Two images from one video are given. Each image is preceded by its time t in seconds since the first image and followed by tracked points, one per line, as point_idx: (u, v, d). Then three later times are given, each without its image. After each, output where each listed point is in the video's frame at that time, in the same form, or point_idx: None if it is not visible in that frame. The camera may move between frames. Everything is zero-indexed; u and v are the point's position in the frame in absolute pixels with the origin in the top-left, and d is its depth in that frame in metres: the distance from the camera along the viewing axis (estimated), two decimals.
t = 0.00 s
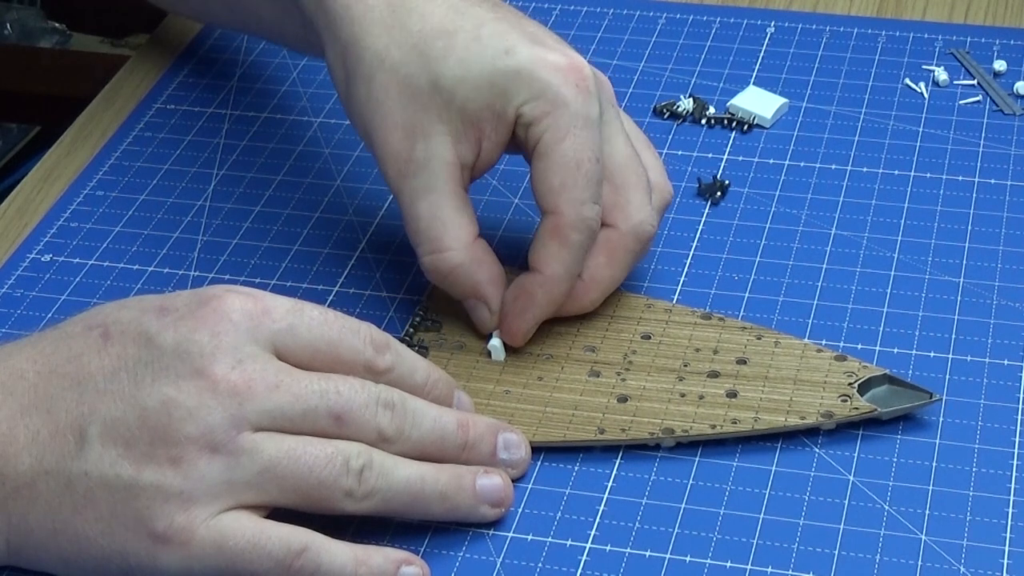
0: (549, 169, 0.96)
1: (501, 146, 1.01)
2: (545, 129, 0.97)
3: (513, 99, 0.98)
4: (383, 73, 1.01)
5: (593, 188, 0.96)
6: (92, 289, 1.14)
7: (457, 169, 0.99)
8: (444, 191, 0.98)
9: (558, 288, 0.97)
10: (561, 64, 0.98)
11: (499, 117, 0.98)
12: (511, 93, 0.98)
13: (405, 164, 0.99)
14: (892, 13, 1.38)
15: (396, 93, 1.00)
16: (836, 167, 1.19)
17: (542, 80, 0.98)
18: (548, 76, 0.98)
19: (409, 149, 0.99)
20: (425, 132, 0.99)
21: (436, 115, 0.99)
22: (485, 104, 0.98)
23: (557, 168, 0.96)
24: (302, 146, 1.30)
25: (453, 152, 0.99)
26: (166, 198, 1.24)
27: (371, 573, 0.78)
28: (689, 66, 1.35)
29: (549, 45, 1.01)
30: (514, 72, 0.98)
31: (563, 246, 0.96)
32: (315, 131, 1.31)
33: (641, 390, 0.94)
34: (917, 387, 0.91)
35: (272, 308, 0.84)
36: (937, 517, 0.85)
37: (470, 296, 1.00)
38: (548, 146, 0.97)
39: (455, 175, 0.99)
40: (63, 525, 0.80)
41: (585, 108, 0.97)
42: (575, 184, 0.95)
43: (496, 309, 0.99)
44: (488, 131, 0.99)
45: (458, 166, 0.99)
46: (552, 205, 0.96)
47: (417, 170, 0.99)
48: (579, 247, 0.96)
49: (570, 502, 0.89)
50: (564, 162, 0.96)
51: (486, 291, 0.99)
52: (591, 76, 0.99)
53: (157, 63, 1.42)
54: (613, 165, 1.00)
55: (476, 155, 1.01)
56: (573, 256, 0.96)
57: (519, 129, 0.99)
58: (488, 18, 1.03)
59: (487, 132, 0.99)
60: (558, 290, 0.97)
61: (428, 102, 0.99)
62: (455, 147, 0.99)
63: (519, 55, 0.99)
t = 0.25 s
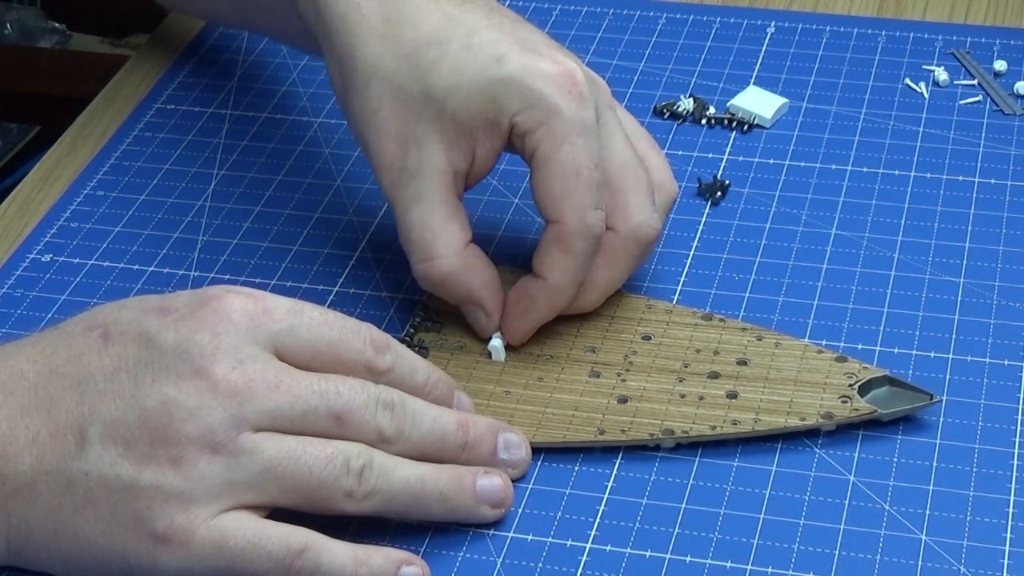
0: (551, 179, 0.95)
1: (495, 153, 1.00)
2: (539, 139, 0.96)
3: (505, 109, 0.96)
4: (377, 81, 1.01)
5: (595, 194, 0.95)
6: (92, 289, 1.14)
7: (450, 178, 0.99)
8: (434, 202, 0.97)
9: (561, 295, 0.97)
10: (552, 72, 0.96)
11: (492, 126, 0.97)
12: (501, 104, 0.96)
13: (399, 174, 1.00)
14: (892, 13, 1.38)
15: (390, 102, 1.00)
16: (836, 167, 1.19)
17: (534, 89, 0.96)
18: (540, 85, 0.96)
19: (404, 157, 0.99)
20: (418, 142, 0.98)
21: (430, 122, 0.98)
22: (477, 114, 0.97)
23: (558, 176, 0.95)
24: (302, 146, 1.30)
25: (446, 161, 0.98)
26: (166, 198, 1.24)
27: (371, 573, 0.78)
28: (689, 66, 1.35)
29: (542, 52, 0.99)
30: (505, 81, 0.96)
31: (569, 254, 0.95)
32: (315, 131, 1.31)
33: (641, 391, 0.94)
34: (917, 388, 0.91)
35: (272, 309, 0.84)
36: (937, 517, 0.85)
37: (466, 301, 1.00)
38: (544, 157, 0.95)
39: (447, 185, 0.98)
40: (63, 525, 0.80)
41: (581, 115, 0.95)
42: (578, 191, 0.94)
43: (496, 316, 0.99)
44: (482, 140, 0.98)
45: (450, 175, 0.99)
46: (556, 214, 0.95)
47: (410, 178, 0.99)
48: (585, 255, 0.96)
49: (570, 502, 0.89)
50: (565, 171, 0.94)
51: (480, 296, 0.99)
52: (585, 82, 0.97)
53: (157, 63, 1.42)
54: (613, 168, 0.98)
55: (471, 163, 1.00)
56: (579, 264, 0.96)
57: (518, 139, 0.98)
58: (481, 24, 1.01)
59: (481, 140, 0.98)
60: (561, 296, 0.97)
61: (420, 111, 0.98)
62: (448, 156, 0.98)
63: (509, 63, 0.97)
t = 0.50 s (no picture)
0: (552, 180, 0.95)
1: (495, 154, 1.00)
2: (538, 140, 0.95)
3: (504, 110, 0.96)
4: (375, 83, 1.01)
5: (594, 195, 0.95)
6: (92, 289, 1.14)
7: (449, 180, 0.98)
8: (433, 203, 0.97)
9: (561, 295, 0.97)
10: (550, 73, 0.96)
11: (491, 127, 0.97)
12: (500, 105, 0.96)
13: (398, 175, 0.99)
14: (892, 13, 1.38)
15: (388, 104, 1.00)
16: (836, 167, 1.19)
17: (532, 90, 0.95)
18: (537, 86, 0.95)
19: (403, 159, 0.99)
20: (417, 144, 0.98)
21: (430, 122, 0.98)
22: (476, 115, 0.96)
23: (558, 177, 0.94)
24: (302, 146, 1.30)
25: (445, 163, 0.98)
26: (166, 198, 1.24)
27: (371, 573, 0.78)
28: (689, 66, 1.35)
29: (541, 52, 0.98)
30: (503, 82, 0.96)
31: (568, 256, 0.95)
32: (315, 131, 1.31)
33: (641, 391, 0.94)
34: (917, 388, 0.91)
35: (272, 309, 0.84)
36: (937, 517, 0.85)
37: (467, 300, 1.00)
38: (544, 158, 0.95)
39: (446, 186, 0.98)
40: (63, 525, 0.80)
41: (579, 115, 0.95)
42: (578, 193, 0.94)
43: (497, 316, 1.00)
44: (482, 140, 0.98)
45: (450, 177, 0.98)
46: (554, 215, 0.95)
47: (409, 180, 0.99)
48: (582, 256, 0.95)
49: (570, 502, 0.89)
50: (562, 173, 0.94)
51: (480, 295, 0.99)
52: (583, 83, 0.97)
53: (157, 63, 1.42)
54: (611, 168, 0.98)
55: (471, 164, 1.00)
56: (577, 265, 0.96)
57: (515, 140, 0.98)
58: (479, 25, 1.00)
59: (480, 141, 0.98)
60: (561, 297, 0.97)
61: (419, 113, 0.98)
62: (448, 158, 0.98)
63: (507, 64, 0.96)
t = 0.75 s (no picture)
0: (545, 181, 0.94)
1: (494, 157, 1.00)
2: (530, 142, 0.95)
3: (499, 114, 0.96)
4: (372, 90, 1.01)
5: (588, 195, 0.94)
6: (92, 289, 1.14)
7: (448, 185, 0.99)
8: (433, 209, 0.98)
9: (555, 297, 0.97)
10: (545, 73, 0.96)
11: (488, 132, 0.97)
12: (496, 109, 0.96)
13: (399, 182, 1.00)
14: (892, 13, 1.38)
15: (386, 111, 1.00)
16: (836, 167, 1.19)
17: (526, 91, 0.95)
18: (532, 87, 0.95)
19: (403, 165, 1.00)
20: (415, 150, 0.99)
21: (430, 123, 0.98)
22: (473, 121, 0.97)
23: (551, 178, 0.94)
24: (302, 146, 1.30)
25: (445, 169, 0.98)
26: (166, 198, 1.24)
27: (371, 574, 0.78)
28: (689, 66, 1.35)
29: (536, 52, 0.98)
30: (497, 84, 0.96)
31: (560, 257, 0.95)
32: (315, 131, 1.31)
33: (641, 391, 0.94)
34: (916, 388, 0.91)
35: (272, 309, 0.84)
36: (937, 517, 0.85)
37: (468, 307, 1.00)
38: (537, 158, 0.95)
39: (446, 192, 0.98)
40: (63, 525, 0.80)
41: (573, 115, 0.94)
42: (569, 194, 0.94)
43: (497, 320, 0.99)
44: (479, 145, 0.98)
45: (449, 182, 0.99)
46: (546, 216, 0.95)
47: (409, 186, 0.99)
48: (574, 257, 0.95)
49: (570, 502, 0.89)
50: (555, 174, 0.94)
51: (480, 301, 0.99)
52: (578, 83, 0.96)
53: (157, 63, 1.42)
54: (606, 168, 0.97)
55: (470, 169, 1.00)
56: (570, 266, 0.96)
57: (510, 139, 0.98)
58: (474, 26, 1.00)
59: (478, 146, 0.98)
60: (556, 298, 0.97)
61: (416, 119, 0.98)
62: (447, 164, 0.98)
63: (502, 65, 0.96)
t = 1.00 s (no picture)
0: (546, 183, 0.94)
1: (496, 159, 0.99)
2: (534, 144, 0.95)
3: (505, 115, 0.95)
4: (376, 89, 1.00)
5: (587, 199, 0.94)
6: (92, 289, 1.14)
7: (453, 187, 0.98)
8: (437, 211, 0.98)
9: (551, 298, 0.97)
10: (549, 76, 0.95)
11: (493, 133, 0.96)
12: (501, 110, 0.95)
13: (403, 182, 0.99)
14: (892, 13, 1.38)
15: (390, 110, 0.99)
16: (836, 167, 1.19)
17: (530, 94, 0.94)
18: (536, 90, 0.94)
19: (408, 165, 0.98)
20: (420, 150, 0.98)
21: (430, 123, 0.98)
22: (478, 122, 0.96)
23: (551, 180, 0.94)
24: (302, 146, 1.30)
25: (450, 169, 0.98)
26: (166, 198, 1.24)
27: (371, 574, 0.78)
28: (689, 66, 1.35)
29: (542, 52, 0.97)
30: (501, 87, 0.95)
31: (556, 258, 0.96)
32: (315, 131, 1.31)
33: (641, 391, 0.94)
34: (917, 386, 0.91)
35: (272, 309, 0.84)
36: (937, 517, 0.85)
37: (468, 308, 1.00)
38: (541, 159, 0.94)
39: (450, 194, 0.98)
40: (63, 525, 0.80)
41: (577, 119, 0.94)
42: (569, 197, 0.93)
43: (496, 323, 0.99)
44: (484, 145, 0.97)
45: (454, 183, 0.98)
46: (544, 219, 0.95)
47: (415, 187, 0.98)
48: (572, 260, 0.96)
49: (570, 502, 0.89)
50: (557, 178, 0.94)
51: (481, 305, 0.99)
52: (582, 85, 0.95)
53: (156, 63, 1.42)
54: (606, 168, 0.96)
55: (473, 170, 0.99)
56: (566, 268, 0.96)
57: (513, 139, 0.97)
58: (477, 25, 0.99)
59: (482, 147, 0.97)
60: (552, 299, 0.98)
61: (421, 119, 0.97)
62: (451, 164, 0.98)
63: (507, 67, 0.95)
